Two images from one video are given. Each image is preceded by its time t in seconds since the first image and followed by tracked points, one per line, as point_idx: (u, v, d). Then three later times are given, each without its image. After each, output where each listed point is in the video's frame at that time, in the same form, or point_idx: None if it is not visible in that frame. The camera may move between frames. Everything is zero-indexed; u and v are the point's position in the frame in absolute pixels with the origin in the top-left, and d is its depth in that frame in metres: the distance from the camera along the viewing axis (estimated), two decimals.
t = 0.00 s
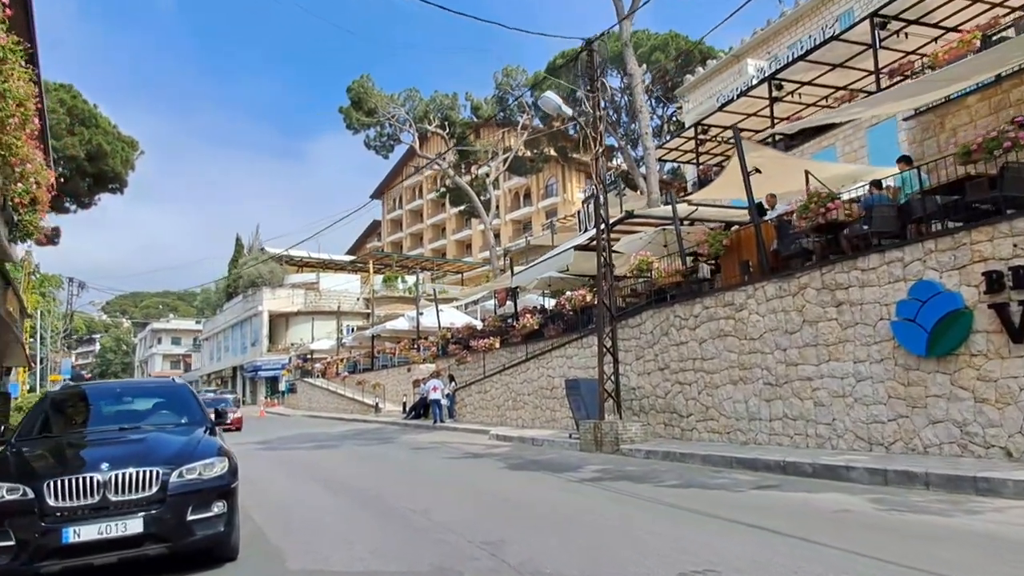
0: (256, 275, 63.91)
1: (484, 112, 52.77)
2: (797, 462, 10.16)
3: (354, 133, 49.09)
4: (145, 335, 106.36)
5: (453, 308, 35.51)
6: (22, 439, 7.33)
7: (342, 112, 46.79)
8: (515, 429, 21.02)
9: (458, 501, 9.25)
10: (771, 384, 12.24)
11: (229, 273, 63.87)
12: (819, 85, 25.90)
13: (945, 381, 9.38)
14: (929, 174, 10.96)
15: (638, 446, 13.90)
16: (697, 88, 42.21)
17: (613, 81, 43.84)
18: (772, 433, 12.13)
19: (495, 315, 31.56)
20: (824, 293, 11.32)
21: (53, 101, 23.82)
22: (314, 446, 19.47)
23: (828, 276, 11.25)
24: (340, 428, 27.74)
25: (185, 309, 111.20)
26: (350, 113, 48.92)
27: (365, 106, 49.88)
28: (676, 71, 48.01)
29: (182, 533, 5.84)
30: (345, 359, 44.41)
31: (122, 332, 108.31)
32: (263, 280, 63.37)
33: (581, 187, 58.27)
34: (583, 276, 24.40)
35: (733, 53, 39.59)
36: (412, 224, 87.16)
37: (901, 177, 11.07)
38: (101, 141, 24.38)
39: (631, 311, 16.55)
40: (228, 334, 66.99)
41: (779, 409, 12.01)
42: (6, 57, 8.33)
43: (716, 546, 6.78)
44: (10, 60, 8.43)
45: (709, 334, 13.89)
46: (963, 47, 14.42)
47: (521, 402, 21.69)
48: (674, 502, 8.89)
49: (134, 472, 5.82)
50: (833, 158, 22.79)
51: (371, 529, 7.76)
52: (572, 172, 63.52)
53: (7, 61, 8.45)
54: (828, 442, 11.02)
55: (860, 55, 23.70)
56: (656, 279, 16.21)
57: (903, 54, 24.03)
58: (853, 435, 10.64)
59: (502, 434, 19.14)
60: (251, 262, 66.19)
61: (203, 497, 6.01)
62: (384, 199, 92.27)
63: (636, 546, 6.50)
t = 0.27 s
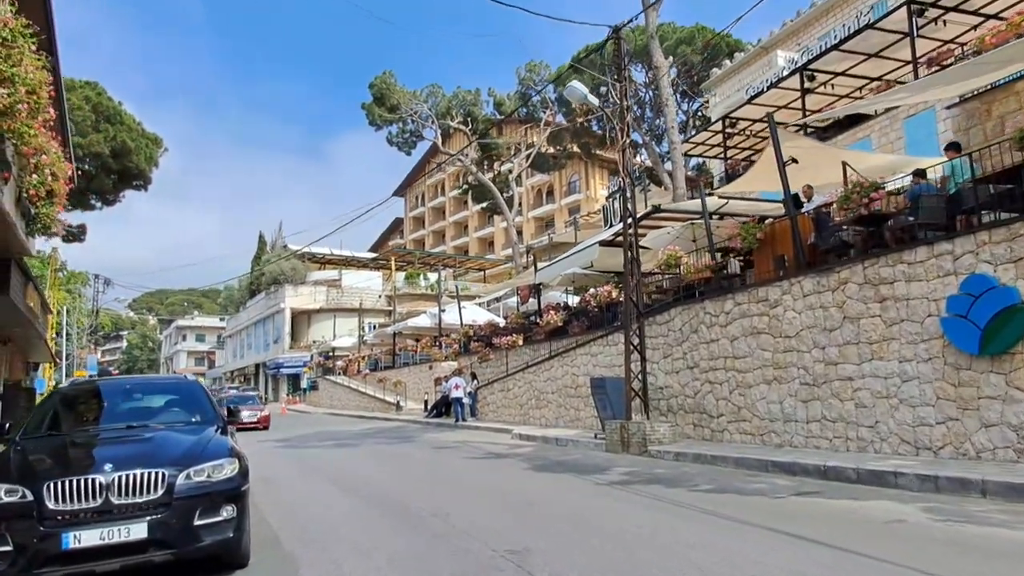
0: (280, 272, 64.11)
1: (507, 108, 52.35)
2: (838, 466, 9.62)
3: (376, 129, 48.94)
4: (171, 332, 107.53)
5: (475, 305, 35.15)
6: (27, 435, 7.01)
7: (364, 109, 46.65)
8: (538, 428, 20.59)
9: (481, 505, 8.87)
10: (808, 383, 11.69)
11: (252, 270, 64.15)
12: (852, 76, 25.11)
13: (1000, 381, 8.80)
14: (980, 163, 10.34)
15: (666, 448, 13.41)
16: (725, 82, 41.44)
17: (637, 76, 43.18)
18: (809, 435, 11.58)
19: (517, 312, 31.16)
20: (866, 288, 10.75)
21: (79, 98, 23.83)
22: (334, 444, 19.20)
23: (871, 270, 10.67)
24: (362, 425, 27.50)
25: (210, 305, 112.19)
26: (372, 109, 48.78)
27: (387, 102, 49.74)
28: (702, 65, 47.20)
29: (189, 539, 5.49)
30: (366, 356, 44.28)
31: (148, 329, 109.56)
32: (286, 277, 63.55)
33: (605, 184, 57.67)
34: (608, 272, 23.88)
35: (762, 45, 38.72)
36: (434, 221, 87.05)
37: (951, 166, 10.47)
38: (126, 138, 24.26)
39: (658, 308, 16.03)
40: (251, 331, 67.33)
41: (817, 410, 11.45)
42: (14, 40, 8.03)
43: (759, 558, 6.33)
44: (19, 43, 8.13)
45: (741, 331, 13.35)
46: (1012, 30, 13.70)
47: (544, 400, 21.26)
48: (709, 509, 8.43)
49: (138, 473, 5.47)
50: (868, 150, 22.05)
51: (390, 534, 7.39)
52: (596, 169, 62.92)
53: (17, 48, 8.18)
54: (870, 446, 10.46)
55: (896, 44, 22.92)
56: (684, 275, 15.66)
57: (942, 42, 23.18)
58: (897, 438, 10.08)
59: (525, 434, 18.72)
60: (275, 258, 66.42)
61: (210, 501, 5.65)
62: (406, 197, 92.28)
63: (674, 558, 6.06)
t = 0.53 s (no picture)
0: (294, 273, 64.09)
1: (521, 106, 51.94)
2: (876, 467, 9.13)
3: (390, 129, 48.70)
4: (188, 335, 108.09)
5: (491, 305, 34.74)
6: (24, 436, 6.68)
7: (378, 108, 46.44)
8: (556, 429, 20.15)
9: (500, 508, 8.46)
10: (840, 381, 11.19)
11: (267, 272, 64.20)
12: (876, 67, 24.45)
13: None
14: None
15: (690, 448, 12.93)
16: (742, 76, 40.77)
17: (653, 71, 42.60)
18: (841, 435, 11.08)
19: (533, 311, 30.72)
20: (902, 280, 10.22)
21: (92, 100, 23.71)
22: (349, 445, 18.86)
23: (907, 261, 10.16)
24: (376, 426, 27.20)
25: (226, 308, 112.67)
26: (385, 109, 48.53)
27: (401, 102, 49.53)
28: (718, 60, 46.51)
29: (190, 546, 5.11)
30: (381, 357, 44.02)
31: (166, 332, 110.20)
32: (300, 278, 63.50)
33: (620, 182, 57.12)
34: (626, 269, 23.39)
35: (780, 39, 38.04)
36: (448, 222, 86.81)
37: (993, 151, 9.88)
38: (140, 139, 24.01)
39: (680, 304, 15.54)
40: (267, 332, 67.36)
41: (850, 409, 10.94)
42: (13, 24, 7.74)
43: (800, 565, 5.88)
44: (17, 28, 7.83)
45: (767, 327, 12.84)
46: None
47: (562, 400, 20.81)
48: (741, 512, 7.96)
49: (135, 476, 5.11)
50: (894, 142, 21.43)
51: (405, 540, 7.00)
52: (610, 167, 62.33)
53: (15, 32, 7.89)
54: (909, 446, 9.93)
55: (922, 33, 22.24)
56: (706, 270, 15.16)
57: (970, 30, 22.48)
58: (938, 438, 9.55)
59: (543, 434, 18.28)
60: (290, 260, 66.39)
61: (212, 506, 5.27)
62: (421, 198, 92.12)
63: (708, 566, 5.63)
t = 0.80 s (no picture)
0: (312, 271, 64.08)
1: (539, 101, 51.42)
2: (921, 471, 8.59)
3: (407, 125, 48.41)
4: (208, 332, 108.80)
5: (509, 302, 34.31)
6: (23, 438, 6.34)
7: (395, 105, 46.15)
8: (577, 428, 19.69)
9: (522, 512, 8.05)
10: (879, 379, 10.65)
11: (285, 269, 64.29)
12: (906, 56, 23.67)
13: None
14: None
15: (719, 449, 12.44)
16: (765, 69, 39.98)
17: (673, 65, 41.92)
18: (880, 436, 10.54)
19: (552, 308, 30.25)
20: (947, 273, 9.65)
21: (110, 97, 23.58)
22: (366, 445, 18.53)
23: (953, 253, 9.59)
24: (394, 425, 26.87)
25: (246, 305, 113.25)
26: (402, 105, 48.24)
27: (417, 98, 49.23)
28: (740, 53, 45.68)
29: (192, 558, 4.73)
30: (398, 354, 43.78)
31: (186, 330, 110.98)
32: (318, 276, 63.46)
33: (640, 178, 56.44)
34: (648, 265, 22.87)
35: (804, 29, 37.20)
36: (466, 219, 86.50)
37: None
38: (157, 137, 23.80)
39: (706, 300, 15.01)
40: (285, 330, 67.46)
41: (890, 410, 10.40)
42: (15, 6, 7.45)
43: None
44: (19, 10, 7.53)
45: (799, 323, 12.31)
46: None
47: (584, 399, 20.34)
48: (780, 519, 7.47)
49: (132, 483, 4.74)
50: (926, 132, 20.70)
51: (424, 547, 6.60)
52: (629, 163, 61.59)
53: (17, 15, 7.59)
54: (955, 449, 9.38)
55: (955, 20, 21.47)
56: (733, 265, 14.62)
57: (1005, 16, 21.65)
58: (987, 441, 9.00)
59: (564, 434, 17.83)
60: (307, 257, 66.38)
61: (215, 515, 4.88)
62: (438, 195, 91.89)
63: None
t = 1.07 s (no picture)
0: (335, 270, 64.15)
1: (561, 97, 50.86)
2: (978, 470, 8.01)
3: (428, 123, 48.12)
4: (234, 332, 109.68)
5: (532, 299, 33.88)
6: (28, 435, 6.03)
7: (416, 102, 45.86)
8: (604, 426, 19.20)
9: (551, 514, 7.61)
10: (927, 373, 10.05)
11: (309, 269, 64.46)
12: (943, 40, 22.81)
13: None
14: None
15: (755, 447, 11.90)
16: (793, 60, 39.03)
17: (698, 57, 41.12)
18: (929, 434, 9.96)
19: (577, 305, 29.73)
20: (1003, 259, 9.03)
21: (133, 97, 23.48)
22: (389, 443, 18.20)
23: (1009, 238, 8.98)
24: (417, 423, 26.55)
25: (271, 306, 113.96)
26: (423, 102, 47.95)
27: (439, 95, 48.91)
28: (766, 44, 44.71)
29: (198, 565, 4.37)
30: (422, 353, 43.52)
31: (212, 330, 111.96)
32: (341, 275, 63.48)
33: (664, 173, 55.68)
34: (675, 259, 22.28)
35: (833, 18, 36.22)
36: (488, 217, 86.14)
37: None
38: (181, 137, 23.69)
39: (739, 293, 14.45)
40: (309, 329, 67.62)
41: (940, 406, 9.80)
42: None
43: None
44: None
45: (840, 315, 11.72)
46: None
47: (610, 396, 19.85)
48: (828, 522, 6.96)
49: (134, 484, 4.39)
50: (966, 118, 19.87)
51: (448, 552, 6.19)
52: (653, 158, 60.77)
53: None
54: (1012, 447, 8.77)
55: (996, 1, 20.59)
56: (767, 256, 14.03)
57: None
58: None
59: (591, 432, 17.36)
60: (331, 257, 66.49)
61: (223, 518, 4.52)
62: (461, 194, 91.65)
63: None
